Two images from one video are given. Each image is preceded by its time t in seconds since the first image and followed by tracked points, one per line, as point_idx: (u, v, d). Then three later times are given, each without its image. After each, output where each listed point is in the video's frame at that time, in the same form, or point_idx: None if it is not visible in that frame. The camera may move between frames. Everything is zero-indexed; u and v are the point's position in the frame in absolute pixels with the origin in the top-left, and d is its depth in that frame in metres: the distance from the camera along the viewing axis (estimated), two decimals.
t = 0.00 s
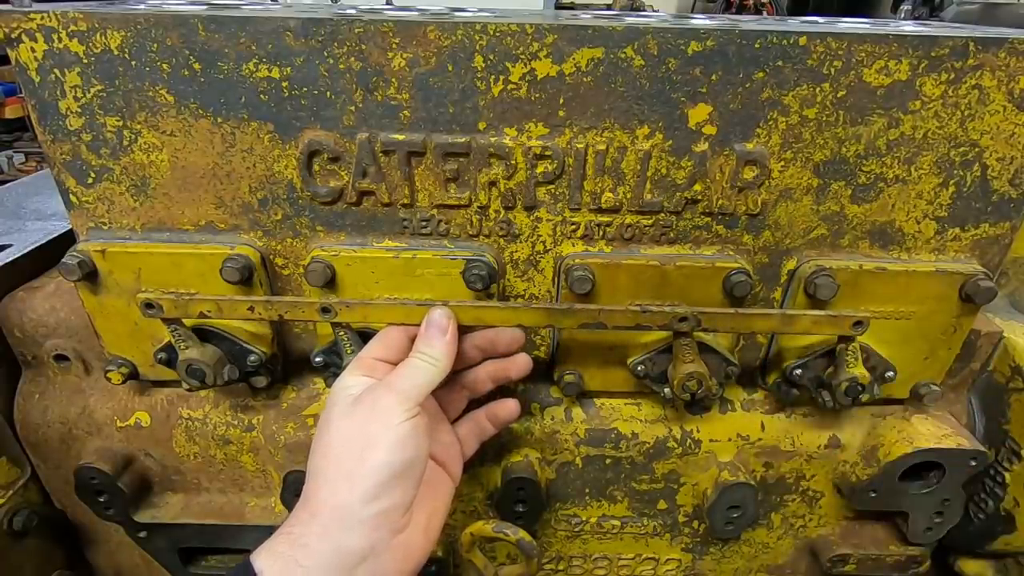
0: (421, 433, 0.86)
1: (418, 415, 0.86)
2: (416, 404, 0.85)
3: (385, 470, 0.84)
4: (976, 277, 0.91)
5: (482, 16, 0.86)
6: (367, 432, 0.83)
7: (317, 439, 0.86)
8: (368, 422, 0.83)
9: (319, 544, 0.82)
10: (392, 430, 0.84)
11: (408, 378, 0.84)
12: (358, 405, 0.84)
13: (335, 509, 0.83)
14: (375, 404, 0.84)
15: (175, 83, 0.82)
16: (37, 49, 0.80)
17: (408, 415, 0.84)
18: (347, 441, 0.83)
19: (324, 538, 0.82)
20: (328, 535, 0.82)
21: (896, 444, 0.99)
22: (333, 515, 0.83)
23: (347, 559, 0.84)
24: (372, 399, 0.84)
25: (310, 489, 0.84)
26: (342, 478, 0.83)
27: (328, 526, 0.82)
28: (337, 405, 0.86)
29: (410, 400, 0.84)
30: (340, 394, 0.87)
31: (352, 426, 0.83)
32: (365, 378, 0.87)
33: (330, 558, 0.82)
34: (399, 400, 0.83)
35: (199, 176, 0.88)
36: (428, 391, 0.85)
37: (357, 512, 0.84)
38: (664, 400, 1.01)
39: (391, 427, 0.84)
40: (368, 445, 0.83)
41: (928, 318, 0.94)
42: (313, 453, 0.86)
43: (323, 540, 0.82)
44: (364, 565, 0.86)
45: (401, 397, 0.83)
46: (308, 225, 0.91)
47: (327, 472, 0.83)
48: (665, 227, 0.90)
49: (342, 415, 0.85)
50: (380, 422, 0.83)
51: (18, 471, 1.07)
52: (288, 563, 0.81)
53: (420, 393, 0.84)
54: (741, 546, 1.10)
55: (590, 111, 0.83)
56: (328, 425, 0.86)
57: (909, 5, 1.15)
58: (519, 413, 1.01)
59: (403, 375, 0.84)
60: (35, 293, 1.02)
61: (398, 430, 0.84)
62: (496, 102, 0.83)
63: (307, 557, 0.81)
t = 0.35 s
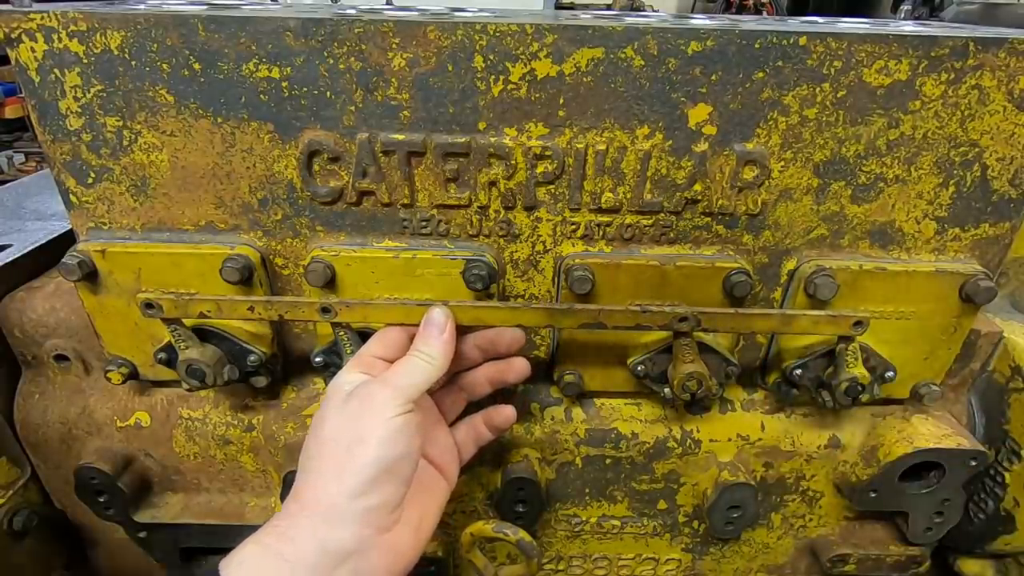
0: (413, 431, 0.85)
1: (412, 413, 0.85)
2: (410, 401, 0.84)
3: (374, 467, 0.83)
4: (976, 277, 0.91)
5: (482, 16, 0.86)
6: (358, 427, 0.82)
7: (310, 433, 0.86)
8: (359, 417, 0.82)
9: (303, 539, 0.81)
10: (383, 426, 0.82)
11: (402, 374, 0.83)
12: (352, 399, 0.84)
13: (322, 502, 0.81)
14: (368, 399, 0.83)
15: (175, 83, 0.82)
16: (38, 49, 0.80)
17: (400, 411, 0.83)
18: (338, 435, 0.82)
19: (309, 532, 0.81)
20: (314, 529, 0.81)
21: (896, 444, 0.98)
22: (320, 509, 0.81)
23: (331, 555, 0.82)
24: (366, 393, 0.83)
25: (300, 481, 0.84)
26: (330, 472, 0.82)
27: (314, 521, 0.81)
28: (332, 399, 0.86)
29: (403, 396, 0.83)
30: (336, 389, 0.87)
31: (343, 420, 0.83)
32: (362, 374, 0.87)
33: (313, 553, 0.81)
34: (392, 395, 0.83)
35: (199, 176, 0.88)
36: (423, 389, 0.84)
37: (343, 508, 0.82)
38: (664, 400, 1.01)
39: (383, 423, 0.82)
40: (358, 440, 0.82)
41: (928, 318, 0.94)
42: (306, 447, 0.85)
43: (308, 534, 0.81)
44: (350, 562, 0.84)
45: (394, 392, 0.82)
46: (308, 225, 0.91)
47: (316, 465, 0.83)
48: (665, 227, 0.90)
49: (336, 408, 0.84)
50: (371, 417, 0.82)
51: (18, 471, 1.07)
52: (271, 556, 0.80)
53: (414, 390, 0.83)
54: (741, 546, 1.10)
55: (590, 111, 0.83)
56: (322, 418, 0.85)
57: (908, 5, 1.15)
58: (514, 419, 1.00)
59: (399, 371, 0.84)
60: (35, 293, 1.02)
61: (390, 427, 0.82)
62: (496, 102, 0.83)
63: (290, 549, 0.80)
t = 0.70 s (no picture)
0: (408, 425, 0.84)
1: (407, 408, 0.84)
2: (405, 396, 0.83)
3: (368, 461, 0.82)
4: (976, 277, 0.91)
5: (482, 16, 0.86)
6: (350, 419, 0.82)
7: (303, 423, 0.85)
8: (352, 409, 0.82)
9: (293, 529, 0.80)
10: (375, 418, 0.82)
11: (398, 367, 0.83)
12: (346, 392, 0.83)
13: (314, 493, 0.81)
14: (360, 390, 0.82)
15: (175, 83, 0.82)
16: (37, 49, 0.80)
17: (394, 404, 0.82)
18: (332, 426, 0.82)
19: (299, 522, 0.81)
20: (304, 520, 0.81)
21: (896, 444, 0.98)
22: (311, 499, 0.81)
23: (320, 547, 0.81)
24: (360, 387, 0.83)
25: (292, 472, 0.83)
26: (322, 464, 0.81)
27: (304, 512, 0.81)
28: (325, 390, 0.85)
29: (397, 389, 0.82)
30: (330, 380, 0.86)
31: (336, 411, 0.82)
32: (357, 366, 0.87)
33: (303, 545, 0.81)
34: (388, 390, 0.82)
35: (198, 176, 0.88)
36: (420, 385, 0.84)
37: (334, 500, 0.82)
38: (664, 400, 1.01)
39: (376, 416, 0.81)
40: (351, 433, 0.82)
41: (928, 318, 0.94)
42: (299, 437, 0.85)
43: (299, 525, 0.81)
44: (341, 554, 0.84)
45: (388, 385, 0.82)
46: (308, 225, 0.91)
47: (309, 455, 0.82)
48: (665, 227, 0.90)
49: (329, 400, 0.84)
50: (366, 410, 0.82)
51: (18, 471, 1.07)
52: (261, 544, 0.80)
53: (409, 384, 0.83)
54: (741, 546, 1.10)
55: (590, 111, 0.83)
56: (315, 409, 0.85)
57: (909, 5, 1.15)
58: (510, 415, 1.00)
59: (395, 364, 0.83)
60: (35, 293, 1.02)
61: (383, 420, 0.82)
62: (496, 102, 0.83)
63: (280, 539, 0.80)
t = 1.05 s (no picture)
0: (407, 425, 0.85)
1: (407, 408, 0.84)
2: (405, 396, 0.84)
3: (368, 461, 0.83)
4: (976, 277, 0.91)
5: (482, 16, 0.86)
6: (351, 420, 0.82)
7: (303, 424, 0.86)
8: (352, 410, 0.82)
9: (295, 530, 0.80)
10: (376, 419, 0.82)
11: (398, 368, 0.83)
12: (346, 392, 0.84)
13: (315, 494, 0.81)
14: (361, 390, 0.82)
15: (175, 83, 0.82)
16: (37, 49, 0.80)
17: (395, 405, 0.83)
18: (332, 427, 0.82)
19: (301, 524, 0.81)
20: (305, 521, 0.81)
21: (896, 444, 0.98)
22: (312, 501, 0.81)
23: (322, 548, 0.82)
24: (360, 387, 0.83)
25: (293, 473, 0.83)
26: (323, 465, 0.81)
27: (305, 514, 0.81)
28: (325, 390, 0.85)
29: (398, 389, 0.82)
30: (330, 379, 0.86)
31: (336, 411, 0.83)
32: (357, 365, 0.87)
33: (304, 546, 0.81)
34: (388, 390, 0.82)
35: (198, 176, 0.88)
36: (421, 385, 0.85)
37: (336, 501, 0.82)
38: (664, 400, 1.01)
39: (376, 417, 0.82)
40: (351, 434, 0.82)
41: (928, 318, 0.94)
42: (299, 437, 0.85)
43: (300, 526, 0.81)
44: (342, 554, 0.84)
45: (389, 386, 0.82)
46: (308, 225, 0.91)
47: (309, 456, 0.83)
48: (665, 227, 0.90)
49: (329, 400, 0.84)
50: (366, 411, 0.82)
51: (18, 471, 1.07)
52: (262, 546, 0.80)
53: (410, 384, 0.83)
54: (741, 546, 1.10)
55: (591, 111, 0.83)
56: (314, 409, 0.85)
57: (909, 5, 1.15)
58: (511, 418, 1.00)
59: (395, 365, 0.84)
60: (35, 293, 1.02)
61: (383, 421, 0.82)
62: (496, 102, 0.83)
63: (281, 541, 0.80)
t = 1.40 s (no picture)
0: (411, 425, 0.84)
1: (410, 408, 0.84)
2: (408, 397, 0.82)
3: (372, 464, 0.82)
4: (976, 277, 0.91)
5: (482, 16, 0.86)
6: (353, 423, 0.82)
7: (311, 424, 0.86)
8: (354, 412, 0.82)
9: (305, 532, 0.82)
10: (378, 421, 0.81)
11: (398, 369, 0.82)
12: (349, 393, 0.83)
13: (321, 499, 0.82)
14: (362, 393, 0.82)
15: (175, 83, 0.82)
16: (37, 49, 0.80)
17: (397, 407, 0.82)
18: (335, 428, 0.82)
19: (309, 526, 0.82)
20: (314, 524, 0.82)
21: (896, 444, 0.98)
22: (319, 504, 0.82)
23: (331, 549, 0.83)
24: (362, 388, 0.82)
25: (302, 475, 0.84)
26: (328, 469, 0.82)
27: (313, 516, 0.82)
28: (331, 390, 0.85)
29: (398, 391, 0.82)
30: (335, 378, 0.86)
31: (339, 414, 0.83)
32: (362, 363, 0.87)
33: (314, 548, 0.82)
34: (389, 390, 0.81)
35: (198, 176, 0.88)
36: (423, 385, 0.83)
37: (342, 504, 0.82)
38: (664, 400, 1.01)
39: (378, 419, 0.81)
40: (354, 437, 0.81)
41: (928, 318, 0.94)
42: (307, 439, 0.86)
43: (309, 529, 0.82)
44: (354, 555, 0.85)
45: (390, 387, 0.81)
46: (308, 225, 0.91)
47: (315, 458, 0.83)
48: (665, 227, 0.90)
49: (334, 401, 0.84)
50: (367, 414, 0.81)
51: (18, 471, 1.07)
52: (274, 547, 0.82)
53: (411, 385, 0.82)
54: (741, 546, 1.10)
55: (590, 111, 0.83)
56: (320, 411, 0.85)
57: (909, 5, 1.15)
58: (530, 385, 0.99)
59: (396, 365, 0.82)
60: (35, 293, 1.02)
61: (385, 423, 0.82)
62: (496, 102, 0.83)
63: (292, 543, 0.82)
